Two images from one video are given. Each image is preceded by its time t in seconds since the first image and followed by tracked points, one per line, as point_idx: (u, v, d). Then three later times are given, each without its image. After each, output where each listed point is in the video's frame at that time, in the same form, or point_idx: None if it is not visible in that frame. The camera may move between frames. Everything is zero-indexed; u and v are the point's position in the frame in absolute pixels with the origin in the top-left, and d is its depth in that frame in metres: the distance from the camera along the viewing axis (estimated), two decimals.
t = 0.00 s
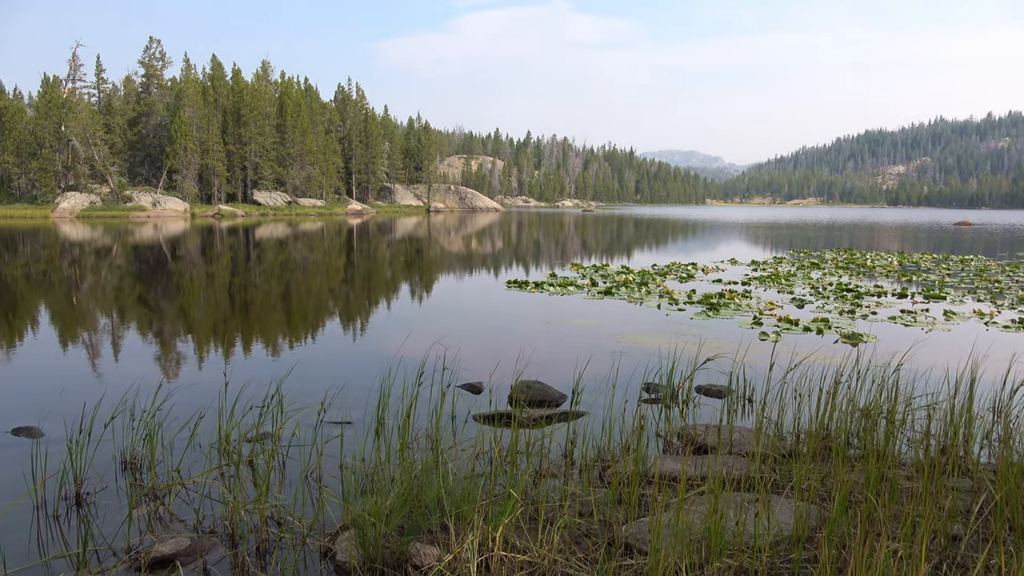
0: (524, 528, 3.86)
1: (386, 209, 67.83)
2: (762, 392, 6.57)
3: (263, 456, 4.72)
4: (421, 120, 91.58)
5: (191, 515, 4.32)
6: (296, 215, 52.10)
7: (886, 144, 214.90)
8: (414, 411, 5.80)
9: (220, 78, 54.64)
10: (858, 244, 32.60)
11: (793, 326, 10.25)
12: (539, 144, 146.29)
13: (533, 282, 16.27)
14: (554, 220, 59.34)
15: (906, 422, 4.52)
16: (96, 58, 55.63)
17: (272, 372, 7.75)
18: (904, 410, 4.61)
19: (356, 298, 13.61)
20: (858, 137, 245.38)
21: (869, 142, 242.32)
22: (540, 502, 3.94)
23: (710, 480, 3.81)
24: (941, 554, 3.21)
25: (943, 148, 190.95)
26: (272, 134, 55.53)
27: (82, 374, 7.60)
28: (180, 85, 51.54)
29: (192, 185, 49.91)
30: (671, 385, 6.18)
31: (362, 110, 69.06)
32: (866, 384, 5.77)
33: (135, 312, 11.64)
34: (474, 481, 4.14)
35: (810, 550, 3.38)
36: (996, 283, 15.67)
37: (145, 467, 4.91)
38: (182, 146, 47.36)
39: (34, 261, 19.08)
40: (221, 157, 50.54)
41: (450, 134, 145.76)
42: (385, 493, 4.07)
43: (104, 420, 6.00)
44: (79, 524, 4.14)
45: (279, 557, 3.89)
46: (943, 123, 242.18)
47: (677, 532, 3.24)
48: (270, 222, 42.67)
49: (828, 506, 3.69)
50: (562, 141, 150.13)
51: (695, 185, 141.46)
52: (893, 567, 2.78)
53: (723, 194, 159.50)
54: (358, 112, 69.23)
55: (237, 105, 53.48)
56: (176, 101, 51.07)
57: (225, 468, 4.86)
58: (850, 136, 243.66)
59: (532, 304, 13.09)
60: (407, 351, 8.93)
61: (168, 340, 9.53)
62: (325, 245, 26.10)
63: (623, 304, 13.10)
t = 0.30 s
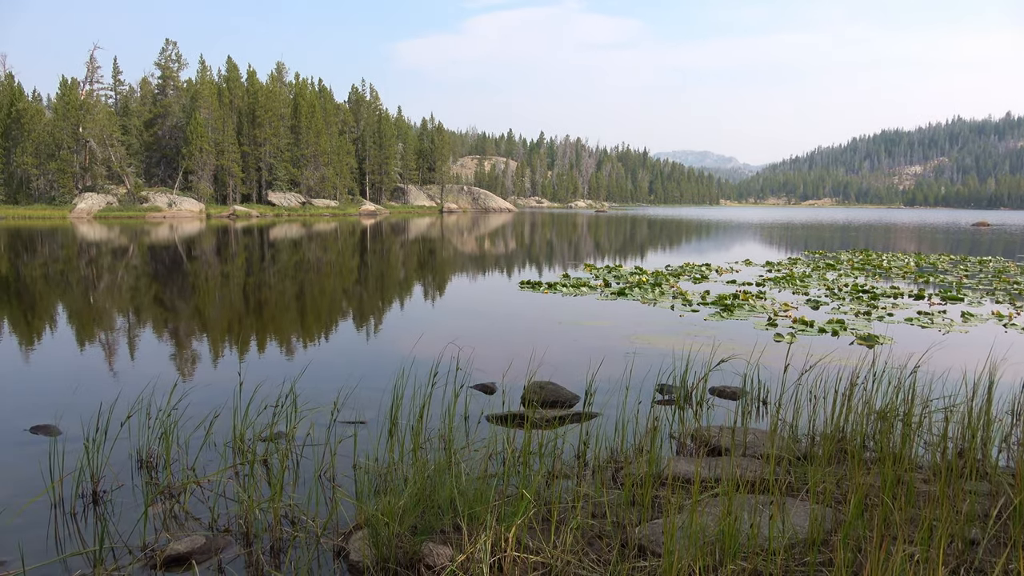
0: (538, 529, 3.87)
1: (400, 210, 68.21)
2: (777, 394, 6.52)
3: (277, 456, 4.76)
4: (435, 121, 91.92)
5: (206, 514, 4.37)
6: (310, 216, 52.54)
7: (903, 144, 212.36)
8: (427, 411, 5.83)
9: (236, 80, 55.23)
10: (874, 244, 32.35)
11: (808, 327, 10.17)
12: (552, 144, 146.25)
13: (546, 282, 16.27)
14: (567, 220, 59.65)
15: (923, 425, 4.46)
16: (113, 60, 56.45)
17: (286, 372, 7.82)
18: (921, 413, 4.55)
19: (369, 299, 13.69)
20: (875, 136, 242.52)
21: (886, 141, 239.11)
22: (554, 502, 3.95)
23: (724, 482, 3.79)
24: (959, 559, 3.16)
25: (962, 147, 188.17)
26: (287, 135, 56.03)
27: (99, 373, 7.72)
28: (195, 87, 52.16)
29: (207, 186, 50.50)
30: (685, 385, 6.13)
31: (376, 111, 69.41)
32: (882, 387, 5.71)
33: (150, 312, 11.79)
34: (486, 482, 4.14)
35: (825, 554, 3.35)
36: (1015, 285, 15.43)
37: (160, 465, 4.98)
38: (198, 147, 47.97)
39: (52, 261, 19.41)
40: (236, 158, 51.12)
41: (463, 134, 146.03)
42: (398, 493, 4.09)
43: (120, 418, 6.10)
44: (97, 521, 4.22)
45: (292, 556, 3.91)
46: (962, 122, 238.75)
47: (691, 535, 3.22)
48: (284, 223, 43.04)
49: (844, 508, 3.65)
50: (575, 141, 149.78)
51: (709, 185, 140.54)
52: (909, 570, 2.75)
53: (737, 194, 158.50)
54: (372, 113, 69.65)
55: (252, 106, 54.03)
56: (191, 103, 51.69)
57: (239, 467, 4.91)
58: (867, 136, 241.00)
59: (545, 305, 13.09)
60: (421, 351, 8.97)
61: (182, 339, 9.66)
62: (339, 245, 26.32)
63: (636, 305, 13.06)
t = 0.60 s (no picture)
0: (549, 529, 3.88)
1: (412, 210, 68.46)
2: (790, 395, 6.47)
3: (290, 454, 4.81)
4: (447, 121, 92.12)
5: (220, 511, 4.42)
6: (324, 216, 52.93)
7: (920, 143, 209.65)
8: (439, 411, 5.85)
9: (250, 81, 55.73)
10: (890, 245, 32.03)
11: (822, 328, 10.06)
12: (564, 144, 146.06)
13: (558, 282, 16.24)
14: (580, 220, 59.72)
15: (938, 427, 4.41)
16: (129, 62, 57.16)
17: (299, 371, 7.88)
18: (936, 415, 4.50)
19: (381, 298, 13.75)
20: (892, 136, 239.70)
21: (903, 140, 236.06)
22: (566, 503, 3.95)
23: (737, 483, 3.77)
24: (974, 563, 3.13)
25: (980, 146, 185.43)
26: (300, 136, 56.44)
27: (114, 372, 7.82)
28: (210, 88, 52.70)
29: (222, 186, 51.00)
30: (697, 386, 6.10)
31: (389, 111, 69.66)
32: (898, 388, 5.63)
33: (165, 311, 11.91)
34: (499, 482, 4.16)
35: (839, 557, 3.33)
36: None
37: (175, 463, 5.04)
38: (212, 147, 48.49)
39: (69, 260, 19.67)
40: (250, 158, 51.59)
41: (476, 134, 146.21)
42: (410, 492, 4.11)
43: (135, 416, 6.19)
44: (112, 518, 4.28)
45: (305, 554, 3.94)
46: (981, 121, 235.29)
47: (703, 536, 3.20)
48: (297, 223, 43.35)
49: (857, 511, 3.62)
50: (587, 141, 149.40)
51: (722, 185, 139.57)
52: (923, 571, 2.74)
53: (751, 195, 157.35)
54: (384, 113, 69.98)
55: (266, 107, 54.47)
56: (206, 103, 52.23)
57: (253, 465, 4.96)
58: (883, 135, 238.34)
59: (557, 305, 13.07)
60: (432, 351, 9.01)
61: (196, 338, 9.77)
62: (352, 245, 26.50)
63: (648, 305, 13.00)
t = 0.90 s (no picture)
0: (565, 530, 3.88)
1: (428, 210, 68.77)
2: (809, 396, 6.41)
3: (306, 453, 4.87)
4: (463, 120, 92.31)
5: (237, 510, 4.48)
6: (340, 216, 53.39)
7: (943, 142, 205.95)
8: (454, 411, 5.87)
9: (267, 82, 56.32)
10: (911, 245, 31.59)
11: (840, 330, 9.93)
12: (580, 144, 145.72)
13: (573, 283, 16.20)
14: (596, 220, 59.97)
15: (959, 431, 4.34)
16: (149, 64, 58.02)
17: (315, 370, 7.95)
18: (958, 418, 4.43)
19: (397, 298, 13.83)
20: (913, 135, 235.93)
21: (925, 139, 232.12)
22: (581, 503, 3.96)
23: (753, 486, 3.74)
24: (996, 569, 3.07)
25: (1005, 145, 181.75)
26: (317, 136, 56.93)
27: (134, 371, 7.95)
28: (228, 89, 53.38)
29: (239, 186, 51.63)
30: (713, 388, 6.05)
31: (404, 112, 69.98)
32: (918, 391, 5.54)
33: (183, 311, 12.07)
34: (514, 482, 4.17)
35: (857, 560, 3.29)
36: None
37: (192, 461, 5.12)
38: (230, 148, 49.14)
39: (90, 260, 19.99)
40: (267, 159, 52.16)
41: (491, 134, 146.40)
42: (425, 492, 4.13)
43: (153, 415, 6.29)
44: (131, 515, 4.36)
45: (321, 553, 3.98)
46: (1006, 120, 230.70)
47: (719, 539, 3.18)
48: (313, 223, 43.73)
49: (876, 514, 3.57)
50: (603, 141, 148.95)
51: (739, 185, 138.33)
52: None
53: (768, 195, 155.76)
54: (400, 113, 70.37)
55: (283, 108, 55.02)
56: (224, 105, 52.92)
57: (269, 464, 5.02)
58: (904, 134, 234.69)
59: (571, 306, 13.03)
60: (448, 351, 9.03)
61: (214, 337, 9.91)
62: (368, 245, 26.71)
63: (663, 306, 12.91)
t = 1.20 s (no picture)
0: (578, 531, 3.88)
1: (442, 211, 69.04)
2: (825, 398, 6.35)
3: (320, 452, 4.91)
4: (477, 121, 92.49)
5: (252, 508, 4.54)
6: (355, 216, 53.78)
7: (964, 141, 202.60)
8: (468, 412, 5.90)
9: (283, 83, 56.84)
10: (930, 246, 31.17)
11: (857, 332, 9.81)
12: (594, 145, 145.35)
13: (587, 283, 16.18)
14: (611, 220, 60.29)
15: (979, 434, 4.28)
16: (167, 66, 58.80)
17: (330, 370, 8.00)
18: (978, 421, 4.36)
19: (412, 299, 13.91)
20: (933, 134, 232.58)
21: (947, 138, 228.33)
22: (595, 504, 3.96)
23: (768, 488, 3.71)
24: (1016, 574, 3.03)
25: None
26: (332, 137, 57.35)
27: (151, 369, 8.08)
28: (245, 90, 53.97)
29: (255, 187, 52.16)
30: (728, 389, 6.02)
31: (419, 112, 70.28)
32: (937, 394, 5.47)
33: (200, 310, 12.24)
34: (528, 482, 4.18)
35: (874, 564, 3.25)
36: None
37: (209, 459, 5.19)
38: (247, 149, 49.70)
39: (108, 261, 20.29)
40: (283, 160, 52.64)
41: (505, 135, 146.62)
42: (440, 492, 4.15)
43: (170, 413, 6.39)
44: (148, 512, 4.43)
45: (336, 551, 4.03)
46: None
47: (734, 541, 3.17)
48: (328, 224, 44.04)
49: (893, 518, 3.53)
50: (617, 141, 148.55)
51: (754, 185, 137.17)
52: None
53: (785, 195, 154.23)
54: (415, 114, 70.71)
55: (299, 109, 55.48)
56: (241, 106, 53.52)
57: (284, 463, 5.08)
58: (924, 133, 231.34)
59: (585, 307, 13.00)
60: (462, 351, 9.06)
61: (230, 336, 10.04)
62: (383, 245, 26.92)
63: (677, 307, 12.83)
